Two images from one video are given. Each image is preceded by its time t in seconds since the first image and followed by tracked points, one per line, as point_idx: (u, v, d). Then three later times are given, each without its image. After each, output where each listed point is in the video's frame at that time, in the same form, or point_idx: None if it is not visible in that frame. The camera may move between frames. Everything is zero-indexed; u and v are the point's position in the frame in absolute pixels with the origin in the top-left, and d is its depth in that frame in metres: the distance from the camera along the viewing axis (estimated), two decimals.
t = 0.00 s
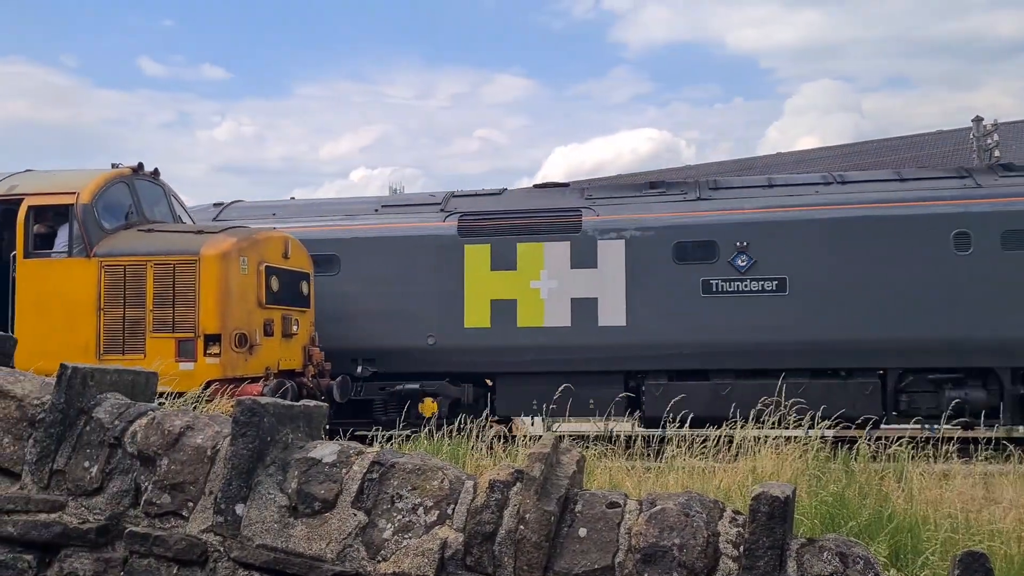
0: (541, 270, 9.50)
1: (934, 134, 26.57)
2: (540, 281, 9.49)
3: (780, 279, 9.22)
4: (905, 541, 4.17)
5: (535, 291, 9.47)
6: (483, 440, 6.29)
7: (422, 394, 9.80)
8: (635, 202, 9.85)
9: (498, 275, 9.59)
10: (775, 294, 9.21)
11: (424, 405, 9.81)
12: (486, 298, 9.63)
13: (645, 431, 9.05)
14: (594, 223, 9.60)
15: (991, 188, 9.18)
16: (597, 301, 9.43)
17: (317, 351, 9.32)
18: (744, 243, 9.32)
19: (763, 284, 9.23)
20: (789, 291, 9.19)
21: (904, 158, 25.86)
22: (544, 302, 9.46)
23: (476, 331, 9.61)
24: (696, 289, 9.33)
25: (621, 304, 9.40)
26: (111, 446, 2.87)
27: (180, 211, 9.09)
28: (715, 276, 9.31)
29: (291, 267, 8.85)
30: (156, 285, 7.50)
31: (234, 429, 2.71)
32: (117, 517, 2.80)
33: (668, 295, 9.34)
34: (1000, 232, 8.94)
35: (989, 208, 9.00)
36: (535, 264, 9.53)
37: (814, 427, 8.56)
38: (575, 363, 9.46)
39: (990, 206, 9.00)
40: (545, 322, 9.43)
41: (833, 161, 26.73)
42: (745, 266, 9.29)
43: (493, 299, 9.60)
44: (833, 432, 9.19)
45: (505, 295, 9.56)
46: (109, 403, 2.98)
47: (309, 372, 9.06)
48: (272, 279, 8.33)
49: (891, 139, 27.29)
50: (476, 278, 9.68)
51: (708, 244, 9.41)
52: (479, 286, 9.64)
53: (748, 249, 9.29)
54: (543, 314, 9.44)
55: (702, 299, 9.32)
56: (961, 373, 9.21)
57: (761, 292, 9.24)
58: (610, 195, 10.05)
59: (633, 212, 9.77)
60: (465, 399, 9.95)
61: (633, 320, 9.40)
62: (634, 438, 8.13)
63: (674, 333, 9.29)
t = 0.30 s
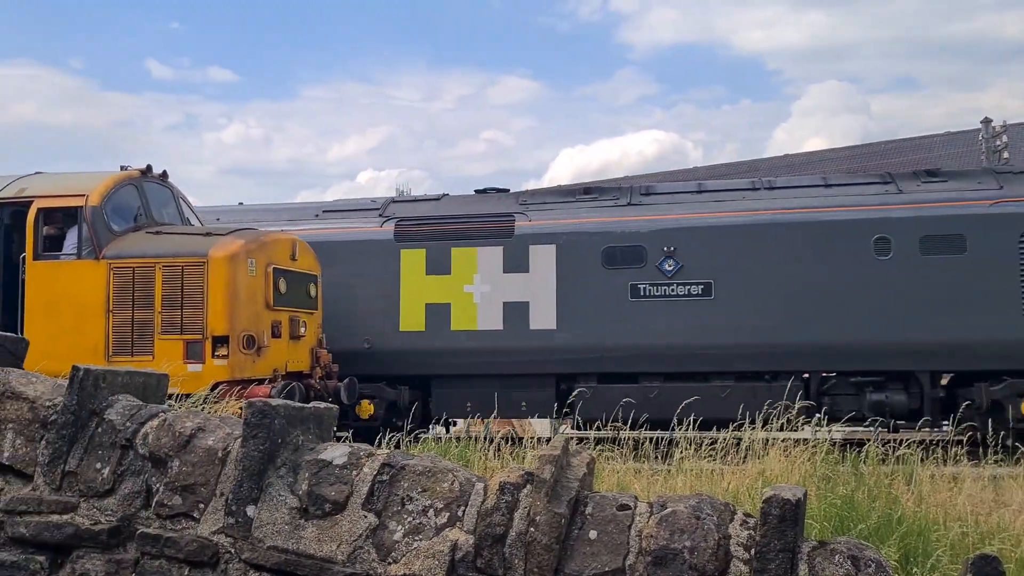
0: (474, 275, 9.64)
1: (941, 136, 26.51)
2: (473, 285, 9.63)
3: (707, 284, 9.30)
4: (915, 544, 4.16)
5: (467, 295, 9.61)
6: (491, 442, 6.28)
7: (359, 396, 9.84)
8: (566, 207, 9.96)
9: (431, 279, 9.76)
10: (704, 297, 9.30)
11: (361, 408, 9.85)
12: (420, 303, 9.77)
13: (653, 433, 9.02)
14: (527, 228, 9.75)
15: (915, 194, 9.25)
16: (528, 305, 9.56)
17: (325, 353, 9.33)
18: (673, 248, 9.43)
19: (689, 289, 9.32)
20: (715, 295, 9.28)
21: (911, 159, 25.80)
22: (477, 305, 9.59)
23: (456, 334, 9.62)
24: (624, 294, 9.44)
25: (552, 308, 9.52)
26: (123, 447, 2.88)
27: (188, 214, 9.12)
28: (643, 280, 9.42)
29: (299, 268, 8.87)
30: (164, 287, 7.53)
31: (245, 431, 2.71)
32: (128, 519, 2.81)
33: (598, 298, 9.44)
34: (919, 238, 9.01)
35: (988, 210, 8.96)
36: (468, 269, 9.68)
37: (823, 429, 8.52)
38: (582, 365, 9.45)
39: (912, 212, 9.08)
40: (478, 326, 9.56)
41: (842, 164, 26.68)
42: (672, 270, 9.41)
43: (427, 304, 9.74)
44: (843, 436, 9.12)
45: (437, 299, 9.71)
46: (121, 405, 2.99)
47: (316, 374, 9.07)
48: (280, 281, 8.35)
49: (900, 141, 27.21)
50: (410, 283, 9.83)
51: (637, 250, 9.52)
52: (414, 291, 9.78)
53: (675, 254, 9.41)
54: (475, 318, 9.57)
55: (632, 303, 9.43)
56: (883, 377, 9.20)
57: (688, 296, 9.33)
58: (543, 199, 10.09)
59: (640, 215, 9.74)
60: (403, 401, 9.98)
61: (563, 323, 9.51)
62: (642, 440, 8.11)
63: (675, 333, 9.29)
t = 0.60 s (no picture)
0: (406, 277, 9.84)
1: (945, 136, 26.48)
2: (405, 288, 9.82)
3: (631, 286, 9.44)
4: (918, 544, 4.15)
5: (399, 297, 9.79)
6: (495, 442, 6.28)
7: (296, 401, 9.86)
8: (497, 212, 10.13)
9: (365, 282, 9.92)
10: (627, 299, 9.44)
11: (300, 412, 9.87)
12: (353, 305, 9.92)
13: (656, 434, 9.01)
14: (458, 231, 9.92)
15: (835, 198, 9.36)
16: (459, 307, 9.71)
17: (328, 353, 9.34)
18: (598, 251, 9.57)
19: (613, 291, 9.45)
20: (638, 298, 9.40)
21: (914, 159, 25.79)
22: (409, 307, 9.77)
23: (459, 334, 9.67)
24: (551, 296, 9.58)
25: (481, 310, 9.68)
26: (129, 447, 2.89)
27: (192, 214, 9.14)
28: (569, 283, 9.55)
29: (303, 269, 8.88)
30: (168, 287, 7.54)
31: (251, 430, 2.72)
32: (134, 518, 2.82)
33: (527, 300, 9.59)
34: (837, 240, 9.09)
35: (989, 209, 8.88)
36: (400, 271, 9.87)
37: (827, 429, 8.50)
38: (585, 366, 9.45)
39: (831, 215, 9.18)
40: (409, 327, 9.72)
41: (847, 164, 26.64)
42: (597, 273, 9.54)
43: (359, 306, 9.89)
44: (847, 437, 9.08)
45: (370, 301, 9.87)
46: (127, 404, 3.00)
47: (320, 375, 9.08)
48: (284, 282, 8.36)
49: (904, 141, 27.17)
50: (343, 286, 9.98)
51: (563, 253, 9.67)
52: (349, 293, 9.93)
53: (600, 257, 9.55)
54: (408, 320, 9.74)
55: (558, 306, 9.57)
56: (802, 378, 9.24)
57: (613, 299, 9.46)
58: (476, 204, 10.32)
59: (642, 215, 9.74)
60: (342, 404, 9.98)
61: (494, 325, 9.64)
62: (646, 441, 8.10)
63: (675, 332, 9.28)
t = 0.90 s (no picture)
0: (340, 281, 10.18)
1: (947, 137, 26.49)
2: (339, 291, 10.17)
3: (557, 290, 9.73)
4: (920, 546, 4.15)
5: (333, 300, 10.14)
6: (497, 443, 6.29)
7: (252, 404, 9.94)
8: (431, 216, 10.42)
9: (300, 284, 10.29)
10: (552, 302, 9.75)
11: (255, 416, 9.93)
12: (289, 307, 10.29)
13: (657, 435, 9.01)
14: (390, 235, 10.23)
15: (754, 204, 9.63)
16: (390, 310, 10.05)
17: (330, 354, 9.36)
18: (525, 255, 9.88)
19: (539, 294, 9.76)
20: (563, 301, 9.70)
21: (916, 160, 25.80)
22: (342, 310, 10.12)
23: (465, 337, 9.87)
24: (480, 299, 9.90)
25: (411, 312, 10.01)
26: (134, 447, 2.90)
27: (194, 215, 9.15)
28: (496, 286, 9.87)
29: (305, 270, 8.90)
30: (170, 288, 7.55)
31: (255, 431, 2.73)
32: (139, 518, 2.83)
33: (457, 302, 9.90)
34: (753, 245, 9.35)
35: (989, 210, 8.90)
36: (335, 275, 10.21)
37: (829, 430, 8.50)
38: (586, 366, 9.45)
39: (749, 220, 9.45)
40: (343, 329, 10.08)
41: (849, 164, 26.67)
42: (525, 277, 9.84)
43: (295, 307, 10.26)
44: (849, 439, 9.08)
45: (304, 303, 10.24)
46: (132, 405, 3.01)
47: (321, 375, 9.09)
48: (286, 282, 8.38)
49: (906, 142, 27.18)
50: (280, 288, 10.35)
51: (492, 258, 9.98)
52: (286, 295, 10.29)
53: (528, 261, 9.85)
54: (341, 322, 10.09)
55: (487, 309, 9.89)
56: (723, 379, 9.48)
57: (539, 302, 9.78)
58: (410, 208, 10.65)
59: (644, 216, 9.83)
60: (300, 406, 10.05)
61: (475, 326, 9.87)
62: (647, 442, 8.11)
63: (675, 334, 9.40)
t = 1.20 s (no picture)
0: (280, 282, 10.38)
1: (951, 137, 26.47)
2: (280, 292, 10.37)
3: (488, 291, 9.79)
4: (923, 544, 4.15)
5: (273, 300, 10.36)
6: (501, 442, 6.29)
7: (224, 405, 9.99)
8: (369, 218, 10.54)
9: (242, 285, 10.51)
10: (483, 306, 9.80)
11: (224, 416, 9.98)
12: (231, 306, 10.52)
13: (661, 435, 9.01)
14: (327, 238, 10.37)
15: (680, 206, 9.70)
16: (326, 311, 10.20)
17: (335, 353, 9.38)
18: (457, 257, 9.94)
19: (471, 296, 9.82)
20: (493, 302, 9.76)
21: (920, 160, 25.78)
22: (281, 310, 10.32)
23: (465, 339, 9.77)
24: (414, 301, 9.97)
25: (348, 314, 10.14)
26: (141, 445, 2.92)
27: (200, 215, 9.18)
28: (429, 288, 9.94)
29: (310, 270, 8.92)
30: (176, 287, 7.58)
31: (262, 429, 2.75)
32: (147, 515, 2.86)
33: (391, 304, 9.99)
34: (679, 247, 9.36)
35: (988, 210, 8.61)
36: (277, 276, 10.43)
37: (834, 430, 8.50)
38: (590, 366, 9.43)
39: (671, 224, 9.47)
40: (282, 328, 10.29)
41: (853, 164, 26.67)
42: (457, 279, 9.91)
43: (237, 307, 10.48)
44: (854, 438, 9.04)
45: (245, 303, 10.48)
46: (140, 403, 3.03)
47: (326, 374, 9.12)
48: (291, 282, 8.41)
49: (911, 142, 27.14)
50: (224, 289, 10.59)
51: (426, 260, 10.05)
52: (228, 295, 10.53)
53: (459, 263, 9.91)
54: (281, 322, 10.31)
55: (420, 310, 9.96)
56: (649, 379, 9.53)
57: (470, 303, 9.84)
58: (350, 211, 10.80)
59: (649, 216, 9.65)
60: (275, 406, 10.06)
61: (478, 326, 9.77)
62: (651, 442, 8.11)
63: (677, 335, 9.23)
